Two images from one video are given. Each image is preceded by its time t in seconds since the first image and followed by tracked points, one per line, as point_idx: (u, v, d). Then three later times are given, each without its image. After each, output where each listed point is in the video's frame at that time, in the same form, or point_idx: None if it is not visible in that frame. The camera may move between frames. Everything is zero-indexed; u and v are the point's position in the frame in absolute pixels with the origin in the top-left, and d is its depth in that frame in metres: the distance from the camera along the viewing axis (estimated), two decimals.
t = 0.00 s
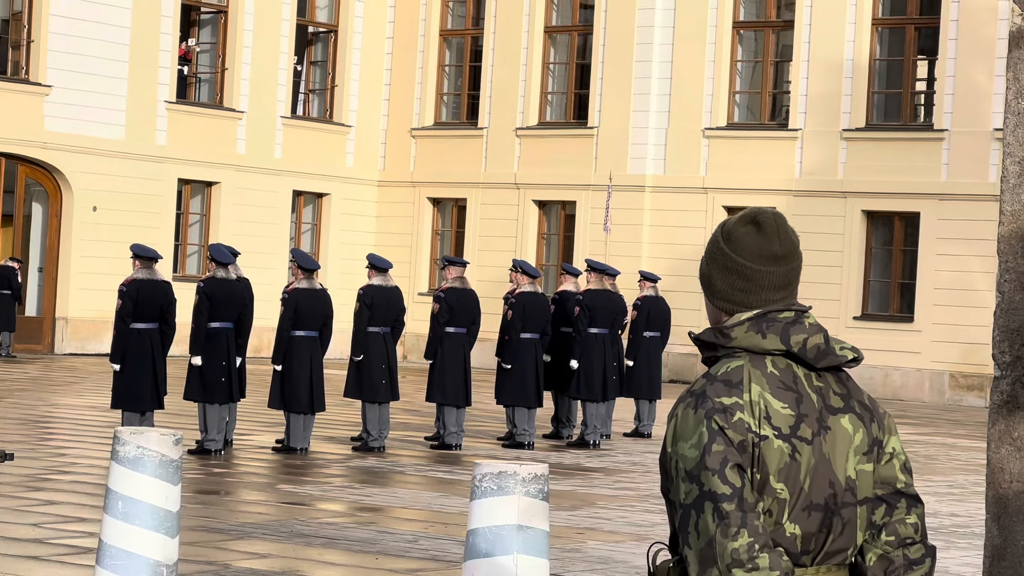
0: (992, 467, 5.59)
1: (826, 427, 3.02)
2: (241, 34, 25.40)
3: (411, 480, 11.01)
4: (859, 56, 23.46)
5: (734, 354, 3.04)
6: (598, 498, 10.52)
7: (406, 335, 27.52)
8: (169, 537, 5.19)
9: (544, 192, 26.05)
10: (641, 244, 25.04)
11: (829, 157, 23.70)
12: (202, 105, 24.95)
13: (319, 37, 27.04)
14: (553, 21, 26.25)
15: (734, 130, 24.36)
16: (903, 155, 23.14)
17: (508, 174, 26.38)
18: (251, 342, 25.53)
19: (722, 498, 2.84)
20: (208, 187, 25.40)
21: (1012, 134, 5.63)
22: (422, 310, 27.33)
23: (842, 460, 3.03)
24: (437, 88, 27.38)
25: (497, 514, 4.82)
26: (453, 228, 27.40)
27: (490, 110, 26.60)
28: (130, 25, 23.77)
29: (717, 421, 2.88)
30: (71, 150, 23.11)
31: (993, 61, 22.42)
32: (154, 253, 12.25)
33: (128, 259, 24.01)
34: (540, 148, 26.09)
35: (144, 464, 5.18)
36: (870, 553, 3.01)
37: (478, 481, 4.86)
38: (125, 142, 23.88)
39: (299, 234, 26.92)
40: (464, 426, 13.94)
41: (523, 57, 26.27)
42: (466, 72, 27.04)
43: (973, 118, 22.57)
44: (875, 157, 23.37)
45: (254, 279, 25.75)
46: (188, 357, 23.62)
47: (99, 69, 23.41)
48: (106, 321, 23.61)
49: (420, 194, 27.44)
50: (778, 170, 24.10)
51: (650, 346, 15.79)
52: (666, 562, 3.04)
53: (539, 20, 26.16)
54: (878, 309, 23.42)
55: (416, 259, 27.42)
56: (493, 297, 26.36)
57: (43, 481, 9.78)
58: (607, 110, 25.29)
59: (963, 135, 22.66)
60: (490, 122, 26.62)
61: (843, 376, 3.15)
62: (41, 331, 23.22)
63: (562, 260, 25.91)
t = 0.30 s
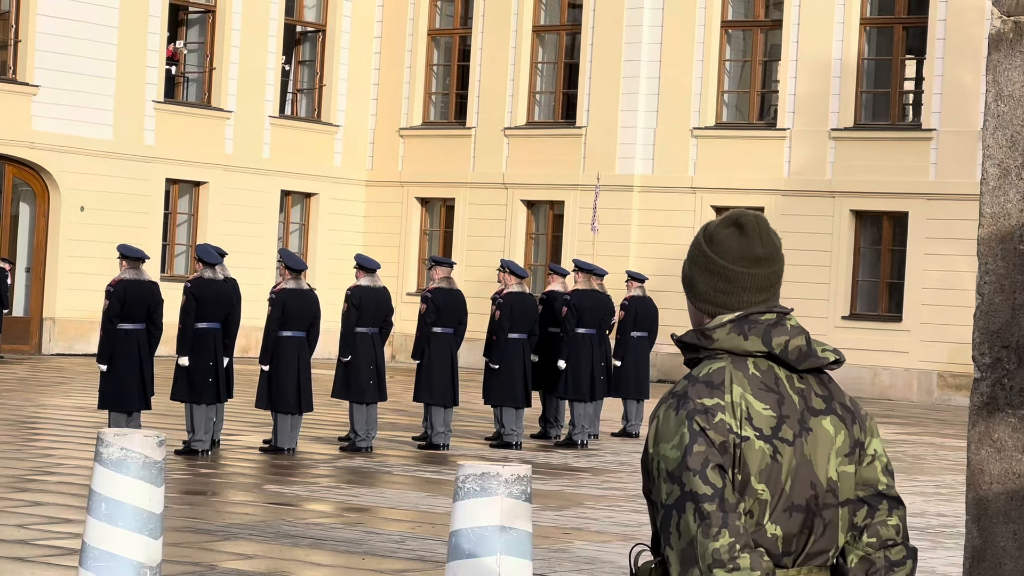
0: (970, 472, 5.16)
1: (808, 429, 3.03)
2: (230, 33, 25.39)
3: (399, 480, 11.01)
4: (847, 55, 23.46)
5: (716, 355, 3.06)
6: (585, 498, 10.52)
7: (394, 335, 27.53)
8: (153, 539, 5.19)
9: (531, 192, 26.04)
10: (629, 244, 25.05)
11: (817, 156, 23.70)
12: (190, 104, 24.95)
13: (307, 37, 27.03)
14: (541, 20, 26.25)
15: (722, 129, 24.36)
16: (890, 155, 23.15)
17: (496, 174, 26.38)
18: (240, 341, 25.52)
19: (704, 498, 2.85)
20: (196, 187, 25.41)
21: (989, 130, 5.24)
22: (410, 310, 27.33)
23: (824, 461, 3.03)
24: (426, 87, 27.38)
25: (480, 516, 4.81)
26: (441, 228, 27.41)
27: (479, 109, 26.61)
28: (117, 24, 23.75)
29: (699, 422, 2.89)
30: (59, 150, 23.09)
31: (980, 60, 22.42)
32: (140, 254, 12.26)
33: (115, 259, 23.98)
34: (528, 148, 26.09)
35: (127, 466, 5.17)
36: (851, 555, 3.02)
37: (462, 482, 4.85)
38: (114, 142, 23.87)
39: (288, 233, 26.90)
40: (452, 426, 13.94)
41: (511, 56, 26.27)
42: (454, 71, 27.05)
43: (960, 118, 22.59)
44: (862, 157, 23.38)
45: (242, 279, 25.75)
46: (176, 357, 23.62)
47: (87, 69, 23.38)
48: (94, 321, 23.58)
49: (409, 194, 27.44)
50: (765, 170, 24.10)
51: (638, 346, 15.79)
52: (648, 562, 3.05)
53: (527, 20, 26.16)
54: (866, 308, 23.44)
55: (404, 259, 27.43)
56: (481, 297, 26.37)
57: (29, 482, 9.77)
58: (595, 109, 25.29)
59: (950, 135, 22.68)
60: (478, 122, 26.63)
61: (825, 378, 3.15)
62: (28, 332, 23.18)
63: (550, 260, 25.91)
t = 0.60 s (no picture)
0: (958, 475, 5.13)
1: (797, 432, 3.01)
2: (220, 35, 25.36)
3: (390, 483, 10.99)
4: (838, 57, 23.45)
5: (706, 358, 3.04)
6: (576, 501, 10.51)
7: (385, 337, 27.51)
8: (141, 543, 5.16)
9: (523, 194, 26.02)
10: (620, 246, 25.05)
11: (809, 158, 23.70)
12: (180, 107, 24.92)
13: (298, 39, 26.99)
14: (532, 22, 26.24)
15: (713, 131, 24.35)
16: (881, 156, 23.14)
17: (487, 176, 26.37)
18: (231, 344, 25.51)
19: (694, 501, 2.83)
20: (187, 189, 25.42)
21: (976, 132, 5.19)
22: (402, 313, 27.31)
23: (814, 464, 3.01)
24: (417, 89, 27.37)
25: (468, 519, 4.80)
26: (432, 230, 27.42)
27: (470, 112, 26.60)
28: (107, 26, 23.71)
29: (689, 425, 2.87)
30: (49, 152, 23.05)
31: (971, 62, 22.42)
32: (131, 256, 12.23)
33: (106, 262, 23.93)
34: (520, 150, 26.08)
35: (115, 470, 5.14)
36: (841, 558, 3.00)
37: (450, 486, 4.83)
38: (104, 144, 23.85)
39: (279, 236, 26.87)
40: (443, 429, 13.93)
41: (503, 58, 26.26)
42: (445, 73, 27.03)
43: (951, 120, 22.59)
44: (853, 159, 23.37)
45: (234, 282, 25.73)
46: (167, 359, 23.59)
47: (76, 71, 23.33)
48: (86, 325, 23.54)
49: (400, 196, 27.42)
50: (756, 172, 24.10)
51: (629, 348, 15.77)
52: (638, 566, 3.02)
53: (519, 22, 26.14)
54: (858, 310, 23.44)
55: (396, 262, 27.43)
56: (472, 300, 26.37)
57: (18, 485, 9.74)
58: (587, 111, 25.29)
59: (942, 137, 22.67)
60: (469, 124, 26.61)
61: (815, 381, 3.14)
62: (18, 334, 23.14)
63: (541, 263, 25.90)
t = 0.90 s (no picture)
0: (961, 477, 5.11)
1: (807, 434, 3.03)
2: (217, 38, 25.35)
3: (388, 486, 11.00)
4: (835, 60, 23.51)
5: (718, 359, 3.05)
6: (574, 503, 10.52)
7: (382, 339, 27.50)
8: (143, 545, 5.17)
9: (520, 196, 26.02)
10: (618, 248, 25.08)
11: (806, 161, 23.74)
12: (177, 110, 24.90)
13: (295, 41, 26.98)
14: (529, 25, 26.28)
15: (710, 134, 24.40)
16: (879, 158, 23.19)
17: (484, 179, 26.37)
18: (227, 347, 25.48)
19: (705, 501, 2.86)
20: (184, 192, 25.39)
21: (978, 133, 5.18)
22: (399, 315, 27.30)
23: (822, 467, 3.02)
24: (414, 92, 27.39)
25: (469, 522, 4.81)
26: (429, 232, 27.43)
27: (467, 114, 26.63)
28: (105, 29, 23.68)
29: (700, 425, 2.90)
30: (45, 154, 23.00)
31: (968, 65, 22.49)
32: (130, 259, 12.24)
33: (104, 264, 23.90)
34: (517, 153, 26.10)
35: (117, 472, 5.14)
36: (850, 561, 3.00)
37: (452, 488, 4.84)
38: (101, 147, 23.84)
39: (275, 238, 26.86)
40: (440, 431, 13.96)
41: (500, 61, 26.28)
42: (442, 76, 27.05)
43: (948, 122, 22.64)
44: (851, 162, 23.41)
45: (230, 284, 25.71)
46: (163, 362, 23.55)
47: (74, 73, 23.30)
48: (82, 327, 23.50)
49: (397, 199, 27.42)
50: (754, 174, 24.14)
51: (627, 350, 15.81)
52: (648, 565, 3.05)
53: (516, 24, 26.17)
54: (855, 313, 23.47)
55: (393, 264, 27.41)
56: (470, 302, 26.37)
57: (17, 488, 9.74)
58: (584, 114, 25.33)
59: (939, 139, 22.71)
60: (466, 126, 26.64)
61: (824, 384, 3.15)
62: (16, 336, 23.17)
63: (539, 265, 25.92)
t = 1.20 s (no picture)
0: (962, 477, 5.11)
1: (823, 434, 3.05)
2: (217, 38, 25.35)
3: (388, 485, 11.01)
4: (834, 60, 23.54)
5: (734, 358, 3.06)
6: (574, 502, 10.54)
7: (382, 339, 27.52)
8: (144, 544, 5.18)
9: (520, 195, 26.03)
10: (617, 247, 25.10)
11: (805, 161, 23.77)
12: (178, 110, 24.92)
13: (294, 41, 26.99)
14: (528, 24, 26.29)
15: (709, 133, 24.43)
16: (879, 157, 23.22)
17: (484, 179, 26.38)
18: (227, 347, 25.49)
19: (720, 498, 2.87)
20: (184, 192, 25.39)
21: (979, 134, 5.18)
22: (399, 315, 27.32)
23: (837, 467, 3.05)
24: (414, 92, 27.40)
25: (470, 522, 4.82)
26: (429, 232, 27.43)
27: (467, 114, 26.64)
28: (105, 29, 23.69)
29: (717, 422, 2.92)
30: (46, 154, 22.99)
31: (967, 64, 22.51)
32: (130, 258, 12.24)
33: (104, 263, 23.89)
34: (517, 152, 26.11)
35: (118, 471, 5.15)
36: (862, 562, 3.03)
37: (454, 487, 4.84)
38: (101, 147, 23.84)
39: (275, 238, 26.87)
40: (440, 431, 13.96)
41: (499, 61, 26.29)
42: (442, 76, 27.06)
43: (948, 122, 22.66)
44: (850, 161, 23.44)
45: (231, 284, 25.72)
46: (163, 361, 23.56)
47: (74, 73, 23.31)
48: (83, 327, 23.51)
49: (396, 198, 27.43)
50: (754, 173, 24.16)
51: (626, 349, 15.83)
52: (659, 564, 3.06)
53: (515, 24, 26.19)
54: (854, 312, 23.49)
55: (393, 264, 27.41)
56: (469, 301, 26.38)
57: (18, 487, 9.74)
58: (583, 114, 25.35)
59: (938, 139, 22.75)
60: (466, 126, 26.65)
61: (839, 386, 3.17)
62: (17, 336, 23.15)
63: (539, 265, 25.94)
